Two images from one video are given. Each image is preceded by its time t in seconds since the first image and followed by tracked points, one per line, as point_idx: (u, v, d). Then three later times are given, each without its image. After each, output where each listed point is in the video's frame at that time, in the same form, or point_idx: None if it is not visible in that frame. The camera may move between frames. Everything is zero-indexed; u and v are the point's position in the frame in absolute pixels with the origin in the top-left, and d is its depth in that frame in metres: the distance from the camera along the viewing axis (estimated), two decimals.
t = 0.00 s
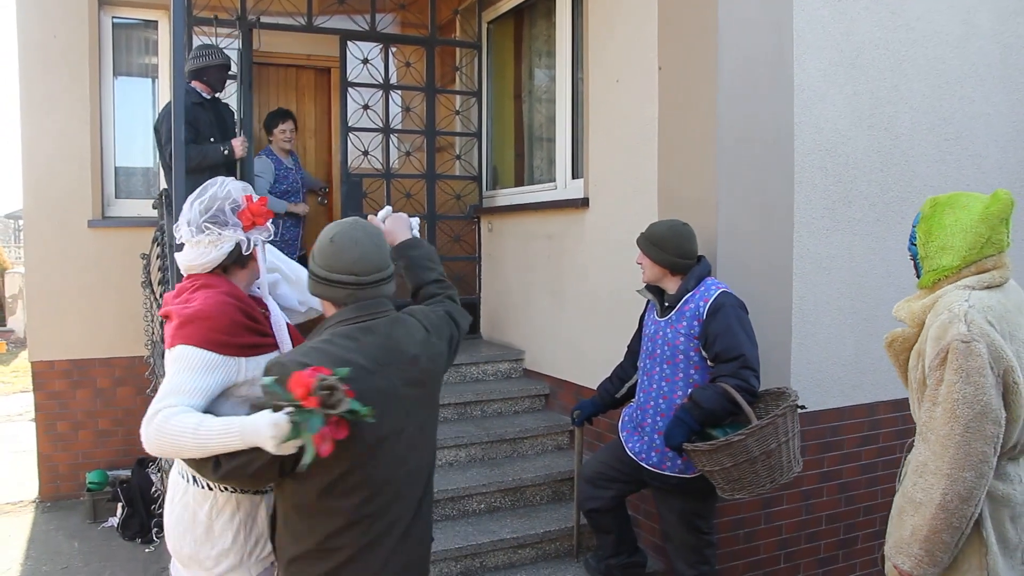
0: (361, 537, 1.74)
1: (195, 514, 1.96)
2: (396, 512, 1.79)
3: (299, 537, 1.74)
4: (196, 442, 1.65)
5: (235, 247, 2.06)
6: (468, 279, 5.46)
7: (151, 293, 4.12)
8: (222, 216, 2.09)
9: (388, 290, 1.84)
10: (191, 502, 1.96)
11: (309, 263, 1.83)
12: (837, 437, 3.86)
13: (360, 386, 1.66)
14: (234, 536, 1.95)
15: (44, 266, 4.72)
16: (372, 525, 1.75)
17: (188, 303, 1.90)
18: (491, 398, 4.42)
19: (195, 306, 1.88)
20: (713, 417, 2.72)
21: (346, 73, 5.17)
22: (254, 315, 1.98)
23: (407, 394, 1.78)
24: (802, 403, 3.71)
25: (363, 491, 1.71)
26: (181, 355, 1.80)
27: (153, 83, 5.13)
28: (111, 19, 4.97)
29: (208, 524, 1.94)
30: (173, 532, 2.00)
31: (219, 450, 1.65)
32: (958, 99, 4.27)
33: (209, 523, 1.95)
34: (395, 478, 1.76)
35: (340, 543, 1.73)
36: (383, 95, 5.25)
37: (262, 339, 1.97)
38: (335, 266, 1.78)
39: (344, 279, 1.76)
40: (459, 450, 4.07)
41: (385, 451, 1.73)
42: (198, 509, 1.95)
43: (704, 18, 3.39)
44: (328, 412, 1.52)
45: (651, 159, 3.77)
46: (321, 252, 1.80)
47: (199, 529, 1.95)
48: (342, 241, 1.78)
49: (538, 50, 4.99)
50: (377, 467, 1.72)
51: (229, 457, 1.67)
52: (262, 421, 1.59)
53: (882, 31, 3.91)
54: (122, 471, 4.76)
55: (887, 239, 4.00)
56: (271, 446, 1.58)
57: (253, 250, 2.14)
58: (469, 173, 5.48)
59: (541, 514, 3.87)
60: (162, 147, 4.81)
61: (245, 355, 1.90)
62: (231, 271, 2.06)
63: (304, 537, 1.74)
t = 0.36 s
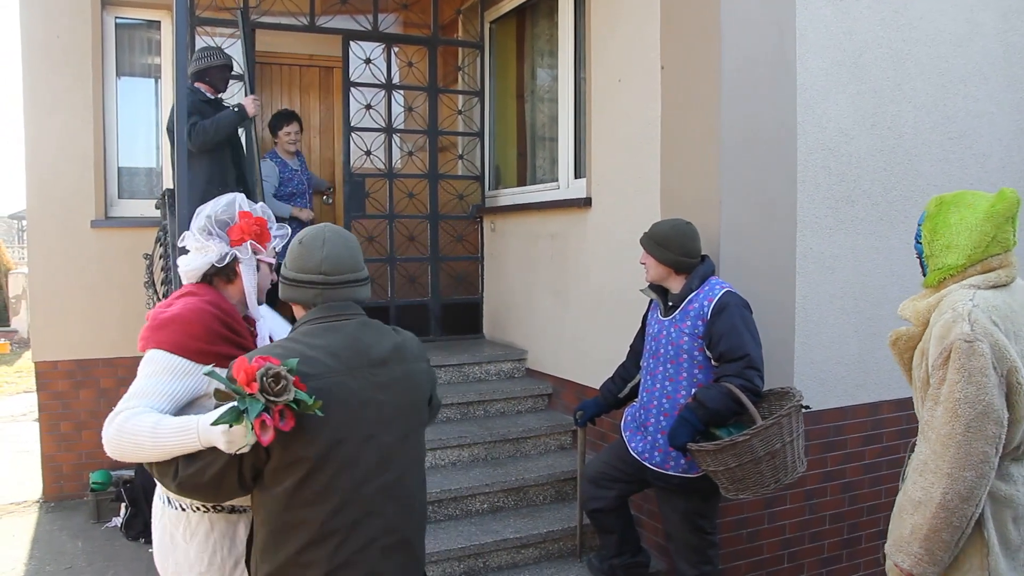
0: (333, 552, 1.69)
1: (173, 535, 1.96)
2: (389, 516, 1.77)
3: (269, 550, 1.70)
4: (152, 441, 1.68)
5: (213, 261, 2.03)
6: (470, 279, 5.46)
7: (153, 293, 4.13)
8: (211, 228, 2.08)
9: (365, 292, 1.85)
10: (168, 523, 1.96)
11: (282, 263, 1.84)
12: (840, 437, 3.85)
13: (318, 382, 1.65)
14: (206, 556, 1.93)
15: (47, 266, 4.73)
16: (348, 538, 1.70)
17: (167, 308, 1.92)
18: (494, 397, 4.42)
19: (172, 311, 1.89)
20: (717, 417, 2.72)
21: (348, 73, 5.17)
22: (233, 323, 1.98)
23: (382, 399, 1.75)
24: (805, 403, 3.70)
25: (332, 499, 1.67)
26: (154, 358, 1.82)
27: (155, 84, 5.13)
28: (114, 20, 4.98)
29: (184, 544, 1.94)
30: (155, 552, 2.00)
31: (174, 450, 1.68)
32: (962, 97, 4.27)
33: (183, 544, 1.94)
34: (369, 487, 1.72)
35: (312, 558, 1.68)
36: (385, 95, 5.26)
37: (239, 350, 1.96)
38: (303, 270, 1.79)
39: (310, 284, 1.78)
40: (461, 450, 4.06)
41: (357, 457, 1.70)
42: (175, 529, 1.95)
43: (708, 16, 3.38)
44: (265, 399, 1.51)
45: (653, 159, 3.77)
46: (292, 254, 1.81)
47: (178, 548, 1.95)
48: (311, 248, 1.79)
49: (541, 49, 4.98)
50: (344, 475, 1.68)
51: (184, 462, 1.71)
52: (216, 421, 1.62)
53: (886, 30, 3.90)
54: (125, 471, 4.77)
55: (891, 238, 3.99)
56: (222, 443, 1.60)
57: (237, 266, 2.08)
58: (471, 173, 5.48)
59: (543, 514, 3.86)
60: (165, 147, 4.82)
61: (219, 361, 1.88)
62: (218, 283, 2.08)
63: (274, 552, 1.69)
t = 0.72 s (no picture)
0: (364, 536, 1.70)
1: (164, 519, 1.96)
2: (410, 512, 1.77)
3: (304, 538, 1.72)
4: (185, 431, 1.68)
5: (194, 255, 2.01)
6: (474, 278, 5.46)
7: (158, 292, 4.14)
8: (189, 222, 2.07)
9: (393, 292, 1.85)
10: (160, 507, 1.97)
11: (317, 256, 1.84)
12: (843, 437, 3.85)
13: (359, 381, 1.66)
14: (198, 539, 1.94)
15: (52, 265, 4.74)
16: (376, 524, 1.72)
17: (165, 299, 1.91)
18: (497, 396, 4.42)
19: (171, 301, 1.89)
20: (716, 416, 2.72)
21: (352, 72, 5.17)
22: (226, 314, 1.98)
23: (411, 391, 1.76)
24: (808, 402, 3.70)
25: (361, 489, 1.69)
26: (156, 347, 1.81)
27: (159, 84, 5.15)
28: (118, 19, 4.99)
29: (175, 529, 1.95)
30: (145, 537, 2.01)
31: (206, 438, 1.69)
32: (966, 96, 4.25)
33: (175, 527, 1.95)
34: (403, 473, 1.73)
35: (347, 540, 1.70)
36: (389, 94, 5.26)
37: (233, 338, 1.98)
38: (341, 268, 1.79)
39: (347, 283, 1.77)
40: (465, 449, 4.07)
41: (390, 446, 1.72)
42: (167, 513, 1.96)
43: (711, 15, 3.38)
44: (323, 401, 1.56)
45: (657, 159, 3.77)
46: (329, 249, 1.81)
47: (168, 532, 1.95)
48: (351, 246, 1.79)
49: (545, 48, 4.98)
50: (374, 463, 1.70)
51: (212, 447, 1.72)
52: (254, 410, 1.63)
53: (890, 29, 3.89)
54: (129, 469, 4.78)
55: (894, 238, 3.98)
56: (262, 432, 1.62)
57: (221, 256, 2.06)
58: (474, 172, 5.48)
59: (546, 513, 3.87)
60: (169, 147, 4.83)
61: (215, 353, 1.90)
62: (204, 274, 2.07)
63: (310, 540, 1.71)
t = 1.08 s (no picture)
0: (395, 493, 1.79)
1: (187, 526, 1.88)
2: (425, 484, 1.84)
3: (350, 501, 1.79)
4: (255, 438, 1.65)
5: (196, 251, 1.92)
6: (475, 277, 5.46)
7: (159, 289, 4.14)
8: (185, 215, 1.94)
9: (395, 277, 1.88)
10: (182, 514, 1.89)
11: (318, 239, 1.86)
12: (843, 437, 3.85)
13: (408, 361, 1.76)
14: (229, 545, 1.90)
15: (52, 263, 4.73)
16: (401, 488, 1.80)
17: (178, 305, 1.81)
18: (497, 396, 4.42)
19: (190, 308, 1.79)
20: (689, 422, 2.75)
21: (354, 71, 5.16)
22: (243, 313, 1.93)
23: (434, 356, 1.88)
24: (809, 402, 3.70)
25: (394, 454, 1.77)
26: (191, 359, 1.72)
27: (161, 82, 5.15)
28: (119, 17, 5.00)
29: (202, 536, 1.88)
30: (157, 549, 1.90)
31: (278, 443, 1.66)
32: (967, 98, 4.26)
33: (202, 535, 1.88)
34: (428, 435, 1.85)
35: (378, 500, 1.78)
36: (390, 93, 5.26)
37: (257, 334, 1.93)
38: (347, 247, 1.80)
39: (356, 260, 1.79)
40: (465, 449, 4.07)
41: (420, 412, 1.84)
42: (193, 523, 1.88)
43: (714, 16, 3.38)
44: (408, 390, 1.65)
45: (659, 158, 3.77)
46: (332, 229, 1.83)
47: (194, 541, 1.88)
48: (356, 226, 1.82)
49: (546, 48, 4.99)
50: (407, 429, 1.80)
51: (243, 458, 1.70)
52: (325, 406, 1.62)
53: (891, 30, 3.90)
54: (128, 467, 4.77)
55: (895, 239, 3.99)
56: (339, 429, 1.62)
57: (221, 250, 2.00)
58: (476, 172, 5.49)
59: (546, 512, 3.87)
60: (170, 144, 4.83)
61: (243, 354, 1.84)
62: (202, 272, 1.97)
63: (359, 500, 1.78)
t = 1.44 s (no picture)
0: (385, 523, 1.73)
1: (208, 559, 1.76)
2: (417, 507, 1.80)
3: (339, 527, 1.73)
4: (261, 444, 1.61)
5: (205, 263, 1.88)
6: (476, 278, 5.45)
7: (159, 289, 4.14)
8: (192, 227, 1.89)
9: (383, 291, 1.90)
10: (201, 546, 1.76)
11: (308, 249, 1.86)
12: (845, 439, 3.84)
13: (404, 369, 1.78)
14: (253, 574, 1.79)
15: (53, 264, 4.73)
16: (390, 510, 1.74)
17: (188, 310, 1.77)
18: (497, 396, 4.41)
19: (203, 311, 1.75)
20: (632, 409, 2.82)
21: (354, 71, 5.16)
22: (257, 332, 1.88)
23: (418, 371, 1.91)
24: (810, 404, 3.69)
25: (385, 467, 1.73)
26: (205, 358, 1.67)
27: (162, 81, 5.15)
28: (121, 17, 5.00)
29: (226, 567, 1.76)
30: None
31: (286, 451, 1.63)
32: (969, 98, 4.25)
33: (226, 565, 1.76)
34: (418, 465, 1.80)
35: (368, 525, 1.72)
36: (391, 94, 5.26)
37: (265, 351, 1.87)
38: (344, 258, 1.82)
39: (355, 271, 1.82)
40: (465, 450, 4.06)
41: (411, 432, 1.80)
42: (211, 555, 1.76)
43: (715, 15, 3.37)
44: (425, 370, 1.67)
45: (660, 158, 3.76)
46: (325, 239, 1.84)
47: (212, 574, 1.75)
48: (348, 232, 1.84)
49: (547, 48, 4.99)
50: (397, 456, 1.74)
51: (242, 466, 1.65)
52: (339, 407, 1.62)
53: (892, 31, 3.90)
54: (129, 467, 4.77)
55: (897, 239, 3.98)
56: (356, 434, 1.61)
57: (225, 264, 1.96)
58: (476, 172, 5.49)
59: (547, 513, 3.86)
60: (171, 144, 4.83)
61: (256, 366, 1.78)
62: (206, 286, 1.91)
63: (353, 536, 1.72)
